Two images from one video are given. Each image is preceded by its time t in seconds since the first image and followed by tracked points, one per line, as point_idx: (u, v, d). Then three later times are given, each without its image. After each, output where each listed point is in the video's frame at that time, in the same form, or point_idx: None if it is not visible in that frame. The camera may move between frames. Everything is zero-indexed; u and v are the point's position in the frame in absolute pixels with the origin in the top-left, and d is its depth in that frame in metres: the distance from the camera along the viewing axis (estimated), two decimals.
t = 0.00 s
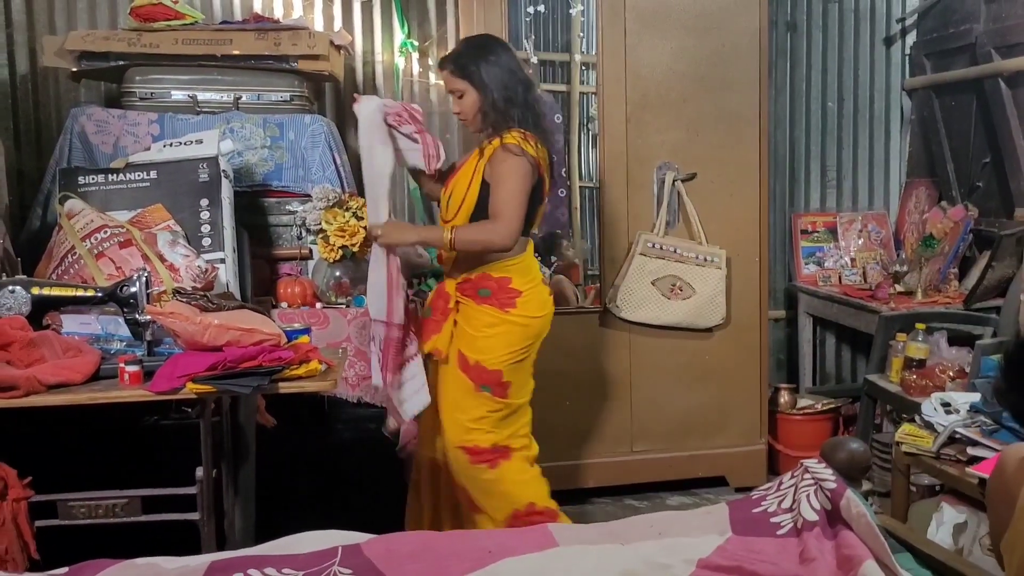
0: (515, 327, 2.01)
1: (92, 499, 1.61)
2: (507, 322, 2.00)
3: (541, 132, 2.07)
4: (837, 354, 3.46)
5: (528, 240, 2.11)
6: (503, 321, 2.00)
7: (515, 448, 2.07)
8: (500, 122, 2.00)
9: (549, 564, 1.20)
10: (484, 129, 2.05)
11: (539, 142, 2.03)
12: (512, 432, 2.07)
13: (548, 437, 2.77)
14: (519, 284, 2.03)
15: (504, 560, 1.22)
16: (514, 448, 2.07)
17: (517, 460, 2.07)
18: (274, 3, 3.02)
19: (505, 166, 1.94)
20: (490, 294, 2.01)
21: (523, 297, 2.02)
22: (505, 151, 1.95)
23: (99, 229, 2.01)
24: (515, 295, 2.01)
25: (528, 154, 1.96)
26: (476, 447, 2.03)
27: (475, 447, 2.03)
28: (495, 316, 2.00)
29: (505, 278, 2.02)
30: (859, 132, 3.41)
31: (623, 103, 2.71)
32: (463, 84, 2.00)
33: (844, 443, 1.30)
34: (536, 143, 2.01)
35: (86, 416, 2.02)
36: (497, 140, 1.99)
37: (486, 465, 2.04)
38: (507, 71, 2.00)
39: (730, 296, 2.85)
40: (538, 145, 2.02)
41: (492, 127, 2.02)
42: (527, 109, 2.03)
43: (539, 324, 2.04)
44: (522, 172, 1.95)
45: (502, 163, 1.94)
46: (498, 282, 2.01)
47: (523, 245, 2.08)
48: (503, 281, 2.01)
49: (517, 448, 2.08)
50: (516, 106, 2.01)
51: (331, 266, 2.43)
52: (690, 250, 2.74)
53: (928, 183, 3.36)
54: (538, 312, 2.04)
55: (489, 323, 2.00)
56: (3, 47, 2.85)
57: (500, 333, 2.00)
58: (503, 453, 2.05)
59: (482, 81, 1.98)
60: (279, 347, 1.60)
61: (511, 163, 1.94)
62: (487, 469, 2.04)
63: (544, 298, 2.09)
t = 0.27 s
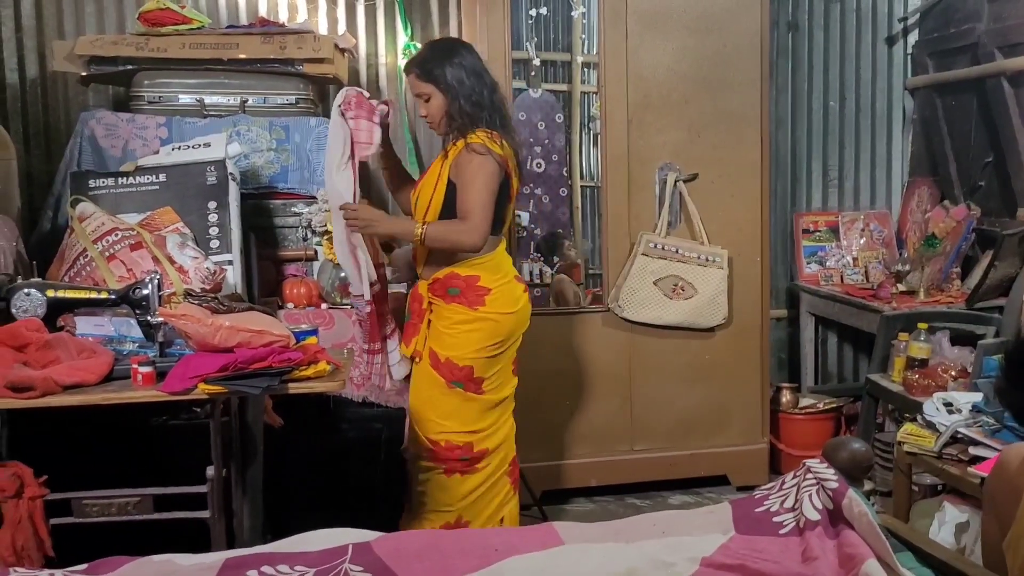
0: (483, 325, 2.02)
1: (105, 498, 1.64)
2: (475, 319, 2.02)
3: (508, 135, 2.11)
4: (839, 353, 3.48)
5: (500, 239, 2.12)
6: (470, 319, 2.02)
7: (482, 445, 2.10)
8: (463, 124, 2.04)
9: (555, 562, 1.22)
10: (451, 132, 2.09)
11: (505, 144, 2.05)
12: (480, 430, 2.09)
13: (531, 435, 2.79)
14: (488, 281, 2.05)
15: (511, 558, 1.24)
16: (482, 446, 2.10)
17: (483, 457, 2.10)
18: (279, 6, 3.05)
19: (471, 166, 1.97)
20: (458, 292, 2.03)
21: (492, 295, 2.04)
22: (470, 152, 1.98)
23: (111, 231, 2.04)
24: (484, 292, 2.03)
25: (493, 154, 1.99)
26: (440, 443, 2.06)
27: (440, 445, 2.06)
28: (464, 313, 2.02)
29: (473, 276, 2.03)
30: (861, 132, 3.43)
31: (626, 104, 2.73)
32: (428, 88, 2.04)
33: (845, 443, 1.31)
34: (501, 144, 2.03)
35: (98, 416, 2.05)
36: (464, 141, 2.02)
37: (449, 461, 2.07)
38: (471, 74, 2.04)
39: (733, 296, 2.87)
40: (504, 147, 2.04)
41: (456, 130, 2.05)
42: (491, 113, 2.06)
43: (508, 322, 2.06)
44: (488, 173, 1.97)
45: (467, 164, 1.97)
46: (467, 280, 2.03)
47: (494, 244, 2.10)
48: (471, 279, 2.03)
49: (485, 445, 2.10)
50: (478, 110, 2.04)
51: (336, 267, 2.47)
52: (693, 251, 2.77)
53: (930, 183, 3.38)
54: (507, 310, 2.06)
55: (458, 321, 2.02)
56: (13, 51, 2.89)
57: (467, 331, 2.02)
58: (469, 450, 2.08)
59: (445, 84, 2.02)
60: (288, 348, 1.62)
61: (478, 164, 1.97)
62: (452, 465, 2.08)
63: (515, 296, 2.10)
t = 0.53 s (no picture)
0: (439, 322, 2.03)
1: (110, 492, 1.66)
2: (428, 316, 2.03)
3: (456, 134, 2.10)
4: (836, 348, 3.50)
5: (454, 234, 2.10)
6: (425, 317, 2.03)
7: (457, 441, 2.12)
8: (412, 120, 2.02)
9: (555, 553, 1.24)
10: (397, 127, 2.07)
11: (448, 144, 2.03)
12: (453, 426, 2.11)
13: (521, 434, 2.80)
14: (438, 277, 2.04)
15: (512, 549, 1.26)
16: (457, 441, 2.12)
17: (458, 452, 2.13)
18: (279, 2, 3.06)
19: (413, 170, 1.95)
20: (410, 291, 2.04)
21: (444, 290, 2.04)
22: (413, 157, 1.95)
23: (112, 228, 2.04)
24: (435, 288, 2.04)
25: (434, 156, 1.97)
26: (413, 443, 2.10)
27: (412, 444, 2.10)
28: (417, 312, 2.03)
29: (422, 274, 2.03)
30: (859, 129, 3.45)
31: (625, 101, 2.74)
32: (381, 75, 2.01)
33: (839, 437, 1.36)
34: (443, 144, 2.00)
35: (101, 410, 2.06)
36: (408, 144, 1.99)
37: (426, 460, 2.11)
38: (426, 70, 2.02)
39: (732, 291, 2.89)
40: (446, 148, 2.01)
41: (401, 128, 2.04)
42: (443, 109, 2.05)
43: (465, 316, 2.06)
44: (434, 178, 1.95)
45: (411, 170, 1.94)
46: (417, 278, 2.03)
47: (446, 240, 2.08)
48: (420, 276, 2.03)
49: (460, 440, 2.12)
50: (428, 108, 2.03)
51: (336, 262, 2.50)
52: (692, 247, 2.78)
53: (927, 179, 3.39)
54: (463, 304, 2.06)
55: (413, 319, 2.03)
56: (13, 47, 2.89)
57: (422, 329, 2.03)
58: (443, 448, 2.10)
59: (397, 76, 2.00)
60: (290, 344, 1.64)
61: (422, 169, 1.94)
62: (430, 463, 2.11)
63: (472, 287, 2.10)
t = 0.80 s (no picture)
0: (412, 312, 2.03)
1: (118, 480, 1.68)
2: (401, 307, 2.03)
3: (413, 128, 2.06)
4: (840, 340, 3.51)
5: (421, 225, 2.08)
6: (398, 309, 2.02)
7: (447, 429, 2.12)
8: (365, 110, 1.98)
9: (558, 540, 1.26)
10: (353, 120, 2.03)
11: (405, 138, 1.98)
12: (441, 415, 2.11)
13: (524, 428, 2.81)
14: (408, 267, 2.03)
15: (516, 537, 1.28)
16: (447, 429, 2.12)
17: (449, 440, 2.12)
18: None
19: (360, 163, 1.88)
20: (382, 284, 2.04)
21: (414, 280, 2.03)
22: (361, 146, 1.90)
23: (120, 219, 2.06)
24: (406, 279, 2.03)
25: (384, 151, 1.90)
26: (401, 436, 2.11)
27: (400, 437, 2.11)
28: (389, 304, 2.03)
29: (391, 265, 2.03)
30: (864, 120, 3.44)
31: (629, 92, 2.75)
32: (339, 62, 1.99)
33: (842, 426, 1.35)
34: (398, 138, 1.95)
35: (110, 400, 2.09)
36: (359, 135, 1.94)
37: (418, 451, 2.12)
38: (380, 63, 1.99)
39: (735, 283, 2.89)
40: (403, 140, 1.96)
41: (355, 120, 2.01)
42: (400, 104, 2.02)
43: (438, 304, 2.04)
44: (379, 171, 1.89)
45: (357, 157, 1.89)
46: (386, 270, 2.03)
47: (410, 231, 2.05)
48: (389, 268, 2.03)
49: (449, 428, 2.12)
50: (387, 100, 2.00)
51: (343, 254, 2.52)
52: (695, 238, 2.79)
53: (932, 170, 3.39)
54: (435, 292, 2.05)
55: (386, 312, 2.03)
56: (21, 40, 2.91)
57: (395, 321, 2.03)
58: (433, 437, 2.10)
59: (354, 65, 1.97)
60: (296, 334, 1.66)
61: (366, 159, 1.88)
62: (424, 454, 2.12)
63: (444, 274, 2.08)
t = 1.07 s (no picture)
0: (399, 309, 2.03)
1: (123, 474, 1.69)
2: (388, 304, 2.03)
3: (398, 126, 2.04)
4: (843, 335, 3.51)
5: (409, 219, 2.06)
6: (385, 306, 2.03)
7: (442, 423, 2.13)
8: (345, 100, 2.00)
9: (559, 534, 1.26)
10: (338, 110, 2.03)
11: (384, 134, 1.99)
12: (435, 410, 2.12)
13: (528, 423, 2.82)
14: (393, 263, 2.02)
15: (517, 530, 1.28)
16: (443, 423, 2.13)
17: (445, 434, 2.14)
18: None
19: (314, 145, 1.94)
20: (370, 280, 2.04)
21: (401, 276, 2.02)
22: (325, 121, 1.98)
23: (125, 214, 2.06)
24: (393, 275, 2.02)
25: (343, 143, 1.94)
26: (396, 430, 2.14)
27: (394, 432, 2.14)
28: (377, 301, 2.03)
29: (377, 262, 2.02)
30: (867, 115, 3.44)
31: (632, 87, 2.74)
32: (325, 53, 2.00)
33: (842, 421, 1.37)
34: (369, 133, 1.96)
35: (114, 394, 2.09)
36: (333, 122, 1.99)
37: (413, 446, 2.14)
38: (368, 58, 1.99)
39: (738, 278, 2.89)
40: (377, 135, 1.97)
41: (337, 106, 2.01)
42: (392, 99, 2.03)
43: (426, 300, 2.04)
44: (325, 155, 1.93)
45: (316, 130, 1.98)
46: (372, 267, 2.03)
47: (393, 226, 2.04)
48: (376, 265, 2.02)
49: (444, 422, 2.13)
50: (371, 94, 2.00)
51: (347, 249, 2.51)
52: (698, 234, 2.79)
53: (936, 166, 3.39)
54: (423, 287, 2.03)
55: (375, 308, 2.04)
56: (25, 35, 2.92)
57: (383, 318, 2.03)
58: (427, 432, 2.13)
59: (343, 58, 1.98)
60: (299, 328, 1.67)
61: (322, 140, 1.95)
62: (422, 450, 2.14)
63: (433, 268, 2.06)
